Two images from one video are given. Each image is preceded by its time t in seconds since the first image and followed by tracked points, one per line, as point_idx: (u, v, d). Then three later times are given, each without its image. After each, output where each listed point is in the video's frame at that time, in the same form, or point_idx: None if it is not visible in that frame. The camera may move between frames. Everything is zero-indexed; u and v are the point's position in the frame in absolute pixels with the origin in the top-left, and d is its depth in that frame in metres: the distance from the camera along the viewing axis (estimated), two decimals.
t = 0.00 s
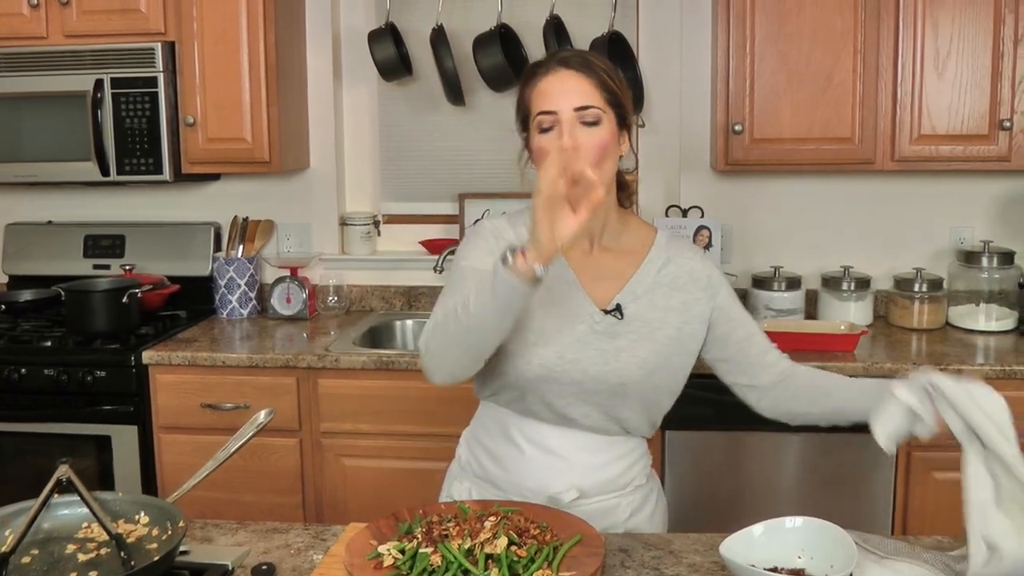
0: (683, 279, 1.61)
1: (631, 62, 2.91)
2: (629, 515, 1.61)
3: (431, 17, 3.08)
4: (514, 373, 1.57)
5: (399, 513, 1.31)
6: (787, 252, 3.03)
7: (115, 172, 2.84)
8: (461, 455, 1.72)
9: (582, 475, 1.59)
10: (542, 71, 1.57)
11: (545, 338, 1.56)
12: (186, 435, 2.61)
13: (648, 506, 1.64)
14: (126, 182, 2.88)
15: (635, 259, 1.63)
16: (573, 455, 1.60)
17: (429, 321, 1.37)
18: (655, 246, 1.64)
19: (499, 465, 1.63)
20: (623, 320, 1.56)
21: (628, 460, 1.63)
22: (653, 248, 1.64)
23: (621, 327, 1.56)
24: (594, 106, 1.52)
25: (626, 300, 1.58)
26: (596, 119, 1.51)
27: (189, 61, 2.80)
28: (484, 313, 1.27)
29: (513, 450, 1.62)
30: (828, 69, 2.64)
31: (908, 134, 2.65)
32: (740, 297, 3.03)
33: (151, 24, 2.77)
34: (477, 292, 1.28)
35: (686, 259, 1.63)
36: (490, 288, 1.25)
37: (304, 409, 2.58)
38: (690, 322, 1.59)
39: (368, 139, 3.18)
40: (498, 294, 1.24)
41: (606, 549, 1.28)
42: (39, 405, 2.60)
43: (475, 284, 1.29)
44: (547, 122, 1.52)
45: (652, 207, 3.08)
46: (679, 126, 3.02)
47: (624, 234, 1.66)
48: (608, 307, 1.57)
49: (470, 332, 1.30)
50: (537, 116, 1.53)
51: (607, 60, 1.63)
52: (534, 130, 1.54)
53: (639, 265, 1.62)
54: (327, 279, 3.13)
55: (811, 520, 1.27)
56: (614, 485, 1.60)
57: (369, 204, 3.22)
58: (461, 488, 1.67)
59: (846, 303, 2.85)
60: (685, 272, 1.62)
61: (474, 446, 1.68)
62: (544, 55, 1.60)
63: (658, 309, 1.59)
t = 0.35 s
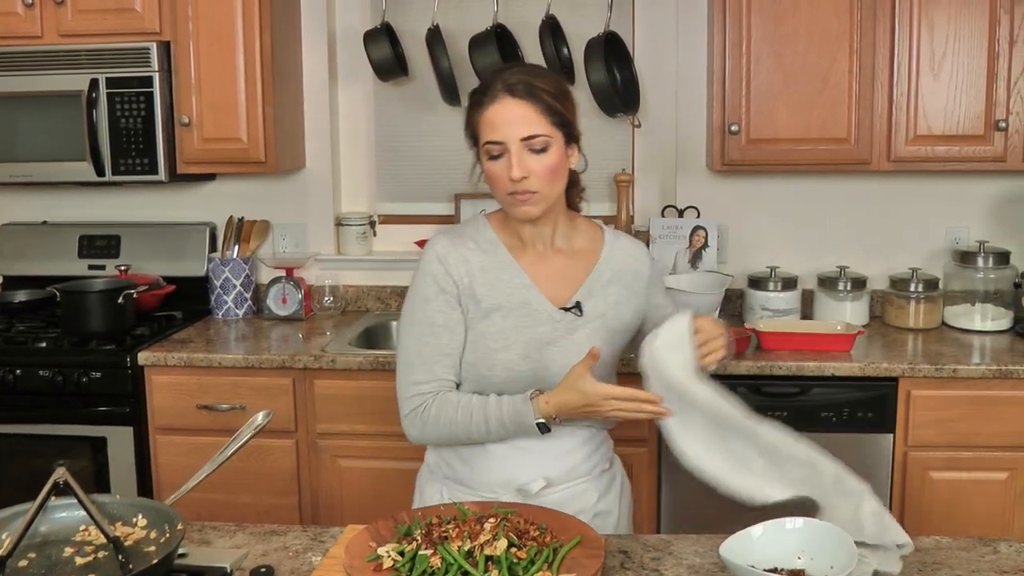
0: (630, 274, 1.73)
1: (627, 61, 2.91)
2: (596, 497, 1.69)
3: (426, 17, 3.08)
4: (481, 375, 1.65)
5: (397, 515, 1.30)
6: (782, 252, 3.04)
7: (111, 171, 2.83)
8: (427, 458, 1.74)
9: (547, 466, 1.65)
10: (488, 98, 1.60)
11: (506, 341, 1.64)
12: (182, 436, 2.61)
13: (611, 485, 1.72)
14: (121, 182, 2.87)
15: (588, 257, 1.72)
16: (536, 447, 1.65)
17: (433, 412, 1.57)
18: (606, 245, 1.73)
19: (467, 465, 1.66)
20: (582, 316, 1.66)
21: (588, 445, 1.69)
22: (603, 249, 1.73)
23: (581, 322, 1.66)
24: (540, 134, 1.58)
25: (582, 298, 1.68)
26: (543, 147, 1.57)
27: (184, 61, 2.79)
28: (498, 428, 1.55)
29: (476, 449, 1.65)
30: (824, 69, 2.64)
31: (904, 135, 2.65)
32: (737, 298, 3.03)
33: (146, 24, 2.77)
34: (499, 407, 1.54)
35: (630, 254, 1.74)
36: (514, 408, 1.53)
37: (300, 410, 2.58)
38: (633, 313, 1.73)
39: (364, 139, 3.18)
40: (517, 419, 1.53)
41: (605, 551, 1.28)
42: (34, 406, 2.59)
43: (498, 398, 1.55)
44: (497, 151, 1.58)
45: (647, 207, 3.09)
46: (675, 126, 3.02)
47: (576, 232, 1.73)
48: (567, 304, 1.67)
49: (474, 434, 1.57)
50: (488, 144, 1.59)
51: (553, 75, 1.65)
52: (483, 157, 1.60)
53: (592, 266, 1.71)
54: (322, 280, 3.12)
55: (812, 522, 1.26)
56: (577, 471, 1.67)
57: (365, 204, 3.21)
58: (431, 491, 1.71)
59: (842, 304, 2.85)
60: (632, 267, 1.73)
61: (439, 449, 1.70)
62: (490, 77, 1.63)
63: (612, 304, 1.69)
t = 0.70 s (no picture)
0: (587, 272, 1.75)
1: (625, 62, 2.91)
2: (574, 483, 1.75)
3: (424, 17, 3.07)
4: (446, 371, 1.70)
5: (399, 518, 1.29)
6: (780, 255, 3.04)
7: (107, 172, 2.82)
8: (405, 455, 1.79)
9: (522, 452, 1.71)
10: (445, 109, 1.62)
11: (468, 338, 1.69)
12: (179, 438, 2.59)
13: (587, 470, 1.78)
14: (118, 182, 2.86)
15: (546, 256, 1.75)
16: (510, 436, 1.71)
17: (397, 412, 1.61)
18: (564, 242, 1.76)
19: (444, 456, 1.72)
20: (540, 313, 1.70)
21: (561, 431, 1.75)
22: (561, 246, 1.76)
23: (539, 319, 1.70)
24: (495, 139, 1.59)
25: (540, 296, 1.71)
26: (500, 154, 1.58)
27: (181, 61, 2.78)
28: (459, 429, 1.61)
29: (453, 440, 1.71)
30: (824, 71, 2.64)
31: (903, 136, 2.65)
32: (735, 300, 3.03)
33: (143, 24, 2.76)
34: (461, 409, 1.61)
35: (590, 252, 1.76)
36: (475, 410, 1.60)
37: (299, 411, 2.57)
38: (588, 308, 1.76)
39: (361, 140, 3.17)
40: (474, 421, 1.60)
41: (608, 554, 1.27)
42: (31, 408, 2.57)
43: (461, 400, 1.62)
44: (455, 159, 1.59)
45: (644, 209, 3.09)
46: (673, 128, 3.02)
47: (534, 231, 1.76)
48: (525, 302, 1.70)
49: (435, 433, 1.62)
50: (446, 153, 1.60)
51: (507, 84, 1.67)
52: (443, 167, 1.61)
53: (550, 264, 1.74)
54: (320, 282, 3.11)
55: (815, 524, 1.26)
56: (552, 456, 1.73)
57: (362, 206, 3.21)
58: (410, 485, 1.75)
59: (840, 305, 2.85)
60: (590, 265, 1.75)
61: (417, 443, 1.76)
62: (446, 89, 1.64)
63: (570, 301, 1.73)
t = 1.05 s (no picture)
0: (584, 275, 1.71)
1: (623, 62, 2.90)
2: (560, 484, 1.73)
3: (422, 17, 3.06)
4: (438, 370, 1.69)
5: (401, 521, 1.28)
6: (779, 255, 3.03)
7: (104, 172, 2.81)
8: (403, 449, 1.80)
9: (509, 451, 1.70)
10: (445, 113, 1.61)
11: (460, 338, 1.67)
12: (177, 440, 2.58)
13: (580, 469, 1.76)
14: (115, 183, 2.84)
15: (542, 258, 1.72)
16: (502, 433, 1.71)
17: (391, 405, 1.60)
18: (563, 244, 1.73)
19: (436, 452, 1.72)
20: (532, 315, 1.68)
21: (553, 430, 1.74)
22: (558, 248, 1.73)
23: (531, 321, 1.68)
24: (493, 144, 1.57)
25: (533, 298, 1.69)
26: (497, 158, 1.57)
27: (179, 62, 2.77)
28: (450, 422, 1.59)
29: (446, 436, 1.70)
30: (823, 72, 2.64)
31: (902, 137, 2.65)
32: (733, 301, 3.02)
33: (140, 24, 2.75)
34: (452, 402, 1.59)
35: (588, 256, 1.72)
36: (465, 402, 1.59)
37: (297, 413, 2.56)
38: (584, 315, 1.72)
39: (359, 141, 3.16)
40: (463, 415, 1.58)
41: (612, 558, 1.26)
42: (28, 410, 2.56)
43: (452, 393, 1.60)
44: (452, 161, 1.58)
45: (643, 210, 3.09)
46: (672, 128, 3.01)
47: (532, 234, 1.74)
48: (517, 304, 1.69)
49: (428, 429, 1.60)
50: (443, 155, 1.58)
51: (507, 90, 1.66)
52: (440, 168, 1.60)
53: (546, 266, 1.71)
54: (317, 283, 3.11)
55: (820, 527, 1.26)
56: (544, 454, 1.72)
57: (360, 207, 3.20)
58: (406, 480, 1.76)
59: (839, 306, 2.85)
60: (588, 269, 1.72)
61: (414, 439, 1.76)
62: (445, 93, 1.63)
63: (566, 304, 1.70)
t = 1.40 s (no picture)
0: (584, 278, 1.70)
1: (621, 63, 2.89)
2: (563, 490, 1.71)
3: (419, 17, 3.05)
4: (438, 373, 1.68)
5: (402, 524, 1.27)
6: (776, 256, 3.03)
7: (99, 173, 2.79)
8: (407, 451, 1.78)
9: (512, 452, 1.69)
10: (451, 111, 1.60)
11: (460, 341, 1.66)
12: (173, 442, 2.57)
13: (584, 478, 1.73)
14: (110, 184, 2.83)
15: (544, 260, 1.72)
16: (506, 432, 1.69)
17: (366, 402, 1.62)
18: (563, 246, 1.72)
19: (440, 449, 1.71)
20: (532, 318, 1.67)
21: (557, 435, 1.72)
22: (559, 250, 1.72)
23: (531, 325, 1.66)
24: (498, 146, 1.57)
25: (534, 301, 1.68)
26: (501, 159, 1.56)
27: (174, 62, 2.75)
28: (407, 432, 1.56)
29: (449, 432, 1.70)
30: (821, 72, 2.63)
31: (900, 137, 2.65)
32: (731, 301, 3.02)
33: (135, 24, 2.73)
34: (414, 414, 1.56)
35: (589, 258, 1.72)
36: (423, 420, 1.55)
37: (295, 415, 2.55)
38: (586, 319, 1.71)
39: (355, 141, 3.15)
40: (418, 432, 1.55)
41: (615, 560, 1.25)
42: (23, 413, 2.54)
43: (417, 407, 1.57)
44: (456, 161, 1.57)
45: (640, 211, 3.08)
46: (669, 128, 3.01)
47: (534, 235, 1.74)
48: (518, 307, 1.67)
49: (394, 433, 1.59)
50: (448, 154, 1.58)
51: (514, 91, 1.65)
52: (444, 167, 1.59)
53: (546, 268, 1.71)
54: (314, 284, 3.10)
55: (825, 529, 1.25)
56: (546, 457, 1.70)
57: (357, 207, 3.19)
58: (409, 476, 1.75)
59: (837, 306, 2.85)
60: (588, 271, 1.71)
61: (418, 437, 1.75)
62: (453, 92, 1.63)
63: (566, 308, 1.69)
